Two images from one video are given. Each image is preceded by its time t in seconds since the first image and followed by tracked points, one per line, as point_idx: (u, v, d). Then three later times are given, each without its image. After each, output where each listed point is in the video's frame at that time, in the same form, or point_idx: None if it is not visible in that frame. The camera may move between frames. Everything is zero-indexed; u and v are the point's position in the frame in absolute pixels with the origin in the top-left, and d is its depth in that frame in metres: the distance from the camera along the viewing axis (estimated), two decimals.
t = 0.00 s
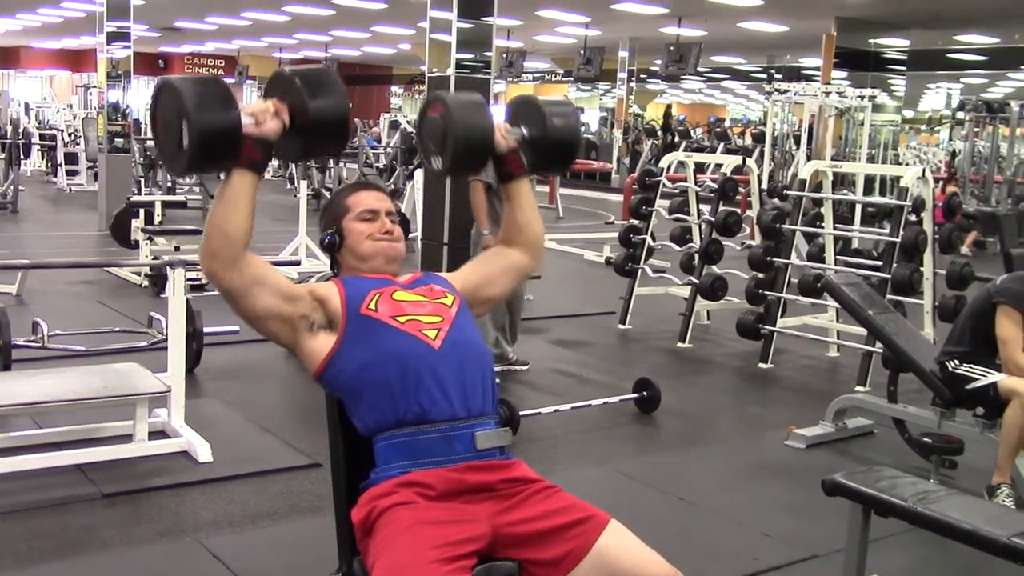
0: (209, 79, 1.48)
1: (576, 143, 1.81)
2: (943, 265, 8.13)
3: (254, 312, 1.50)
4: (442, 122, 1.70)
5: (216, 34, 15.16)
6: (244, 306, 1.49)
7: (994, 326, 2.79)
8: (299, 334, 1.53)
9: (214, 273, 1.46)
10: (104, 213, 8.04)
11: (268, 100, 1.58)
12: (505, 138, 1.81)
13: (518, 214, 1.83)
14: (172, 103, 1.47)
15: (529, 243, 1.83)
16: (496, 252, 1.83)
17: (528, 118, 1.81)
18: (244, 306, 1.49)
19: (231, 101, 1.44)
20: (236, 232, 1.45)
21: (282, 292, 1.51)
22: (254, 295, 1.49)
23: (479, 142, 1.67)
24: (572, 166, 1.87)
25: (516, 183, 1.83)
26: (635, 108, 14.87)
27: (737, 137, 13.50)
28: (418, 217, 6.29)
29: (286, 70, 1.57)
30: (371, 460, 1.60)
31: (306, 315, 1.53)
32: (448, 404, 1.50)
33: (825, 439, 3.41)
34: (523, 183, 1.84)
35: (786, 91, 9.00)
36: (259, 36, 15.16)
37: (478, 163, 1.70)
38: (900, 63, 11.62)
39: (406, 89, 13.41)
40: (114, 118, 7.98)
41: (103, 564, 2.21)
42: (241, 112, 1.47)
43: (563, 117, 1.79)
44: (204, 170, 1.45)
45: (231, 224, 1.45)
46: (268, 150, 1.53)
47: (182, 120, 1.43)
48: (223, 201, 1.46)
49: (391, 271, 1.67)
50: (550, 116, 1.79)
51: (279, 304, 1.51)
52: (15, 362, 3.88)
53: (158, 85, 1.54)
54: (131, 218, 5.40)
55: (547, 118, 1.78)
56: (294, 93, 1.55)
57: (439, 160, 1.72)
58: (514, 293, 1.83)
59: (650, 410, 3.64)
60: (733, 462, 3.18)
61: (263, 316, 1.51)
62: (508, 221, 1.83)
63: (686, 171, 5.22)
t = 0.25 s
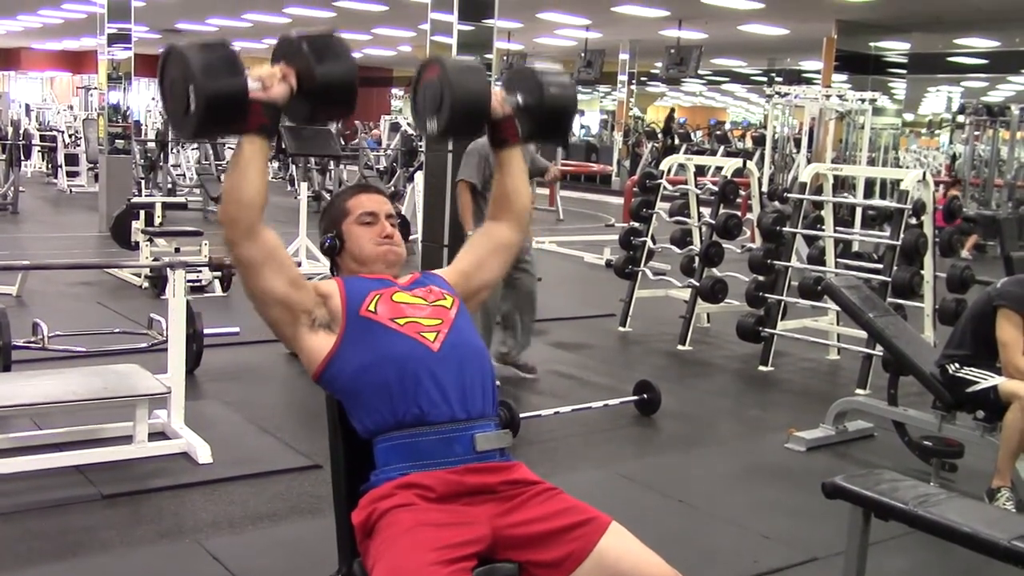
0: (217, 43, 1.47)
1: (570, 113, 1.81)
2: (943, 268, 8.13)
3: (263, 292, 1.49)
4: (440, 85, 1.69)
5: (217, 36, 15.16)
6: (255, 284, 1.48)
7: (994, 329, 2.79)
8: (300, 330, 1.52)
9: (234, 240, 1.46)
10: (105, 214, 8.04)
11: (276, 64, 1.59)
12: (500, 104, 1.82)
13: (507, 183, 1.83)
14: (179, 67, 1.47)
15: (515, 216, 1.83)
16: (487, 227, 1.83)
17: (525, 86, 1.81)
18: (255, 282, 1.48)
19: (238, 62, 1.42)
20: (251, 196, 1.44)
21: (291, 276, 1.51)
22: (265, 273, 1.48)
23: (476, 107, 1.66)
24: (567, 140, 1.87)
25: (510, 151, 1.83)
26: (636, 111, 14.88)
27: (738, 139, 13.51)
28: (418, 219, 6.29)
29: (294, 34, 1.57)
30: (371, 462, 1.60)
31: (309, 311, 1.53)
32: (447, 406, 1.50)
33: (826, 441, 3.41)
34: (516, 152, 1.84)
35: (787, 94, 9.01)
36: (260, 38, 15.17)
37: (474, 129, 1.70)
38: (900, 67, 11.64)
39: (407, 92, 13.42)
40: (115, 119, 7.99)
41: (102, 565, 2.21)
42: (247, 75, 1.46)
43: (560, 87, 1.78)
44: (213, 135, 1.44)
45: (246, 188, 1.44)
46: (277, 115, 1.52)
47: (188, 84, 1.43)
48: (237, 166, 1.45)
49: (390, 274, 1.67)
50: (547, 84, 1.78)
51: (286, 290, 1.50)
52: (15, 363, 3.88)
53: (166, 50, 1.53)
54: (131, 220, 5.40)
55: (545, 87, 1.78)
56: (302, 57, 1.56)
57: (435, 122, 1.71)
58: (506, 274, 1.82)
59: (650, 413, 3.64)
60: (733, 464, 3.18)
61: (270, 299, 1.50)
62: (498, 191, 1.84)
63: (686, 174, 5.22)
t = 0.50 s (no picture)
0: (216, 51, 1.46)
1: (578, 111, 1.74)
2: (943, 268, 8.14)
3: (263, 300, 1.49)
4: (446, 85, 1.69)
5: (217, 39, 15.17)
6: (256, 292, 1.48)
7: (995, 330, 2.78)
8: (301, 332, 1.52)
9: (238, 248, 1.45)
10: (105, 218, 8.04)
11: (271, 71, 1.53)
12: (508, 104, 1.80)
13: (513, 185, 1.83)
14: (180, 72, 1.45)
15: (519, 218, 1.84)
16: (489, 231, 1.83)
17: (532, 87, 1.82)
18: (255, 289, 1.48)
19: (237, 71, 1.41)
20: (251, 206, 1.44)
21: (293, 281, 1.51)
22: (268, 281, 1.48)
23: (483, 106, 1.66)
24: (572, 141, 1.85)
25: (515, 152, 1.83)
26: (636, 113, 14.88)
27: (737, 141, 13.52)
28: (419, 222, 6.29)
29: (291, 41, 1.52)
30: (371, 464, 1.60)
31: (311, 315, 1.52)
32: (449, 410, 1.50)
33: (827, 443, 3.41)
34: (521, 153, 1.84)
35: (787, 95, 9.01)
36: (260, 42, 15.18)
37: (481, 128, 1.69)
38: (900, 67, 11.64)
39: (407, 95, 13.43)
40: (116, 123, 8.00)
41: (103, 568, 2.21)
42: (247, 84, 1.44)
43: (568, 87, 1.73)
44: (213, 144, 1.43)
45: (245, 198, 1.43)
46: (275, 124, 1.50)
47: (189, 90, 1.42)
48: (235, 176, 1.44)
49: (391, 277, 1.67)
50: (555, 85, 1.73)
51: (288, 297, 1.50)
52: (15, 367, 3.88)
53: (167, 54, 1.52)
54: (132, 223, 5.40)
55: (550, 85, 1.72)
56: (299, 64, 1.51)
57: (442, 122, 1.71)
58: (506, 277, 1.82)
59: (651, 415, 3.64)
60: (733, 465, 3.18)
61: (271, 305, 1.50)
62: (502, 194, 1.84)
63: (686, 176, 5.22)
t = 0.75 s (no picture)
0: (201, 110, 1.44)
1: (597, 164, 1.78)
2: (944, 268, 8.14)
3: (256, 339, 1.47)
4: (465, 138, 1.68)
5: (217, 43, 15.17)
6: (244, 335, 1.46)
7: (997, 329, 2.78)
8: (303, 348, 1.51)
9: (211, 304, 1.42)
10: (106, 222, 8.04)
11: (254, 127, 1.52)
12: (525, 156, 1.78)
13: (535, 237, 1.81)
14: (165, 131, 1.43)
15: (545, 262, 1.81)
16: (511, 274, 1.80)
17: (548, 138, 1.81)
18: (245, 334, 1.45)
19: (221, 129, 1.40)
20: (231, 262, 1.41)
21: (285, 313, 1.49)
22: (255, 323, 1.46)
23: (501, 159, 1.65)
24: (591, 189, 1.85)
25: (535, 204, 1.81)
26: (636, 114, 14.88)
27: (738, 142, 13.52)
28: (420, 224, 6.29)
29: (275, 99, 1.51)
30: (374, 466, 1.60)
31: (311, 329, 1.51)
32: (453, 415, 1.49)
33: (828, 443, 3.41)
34: (541, 204, 1.82)
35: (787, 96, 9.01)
36: (260, 45, 15.18)
37: (499, 181, 1.68)
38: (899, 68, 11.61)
39: (407, 98, 13.43)
40: (116, 127, 8.01)
41: (106, 572, 2.21)
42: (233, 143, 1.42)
43: (584, 138, 1.77)
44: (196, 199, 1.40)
45: (225, 256, 1.41)
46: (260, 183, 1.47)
47: (176, 149, 1.40)
48: (218, 232, 1.42)
49: (397, 281, 1.67)
50: (571, 137, 1.76)
51: (282, 326, 1.49)
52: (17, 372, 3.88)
53: (151, 114, 1.50)
54: (133, 227, 5.40)
55: (569, 137, 1.75)
56: (282, 121, 1.50)
57: (461, 175, 1.70)
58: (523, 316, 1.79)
59: (653, 416, 3.64)
60: (735, 467, 3.17)
61: (266, 340, 1.48)
62: (526, 244, 1.81)
63: (687, 177, 5.22)
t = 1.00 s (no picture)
0: (198, 146, 1.47)
1: (602, 200, 1.81)
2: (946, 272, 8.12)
3: (257, 362, 1.49)
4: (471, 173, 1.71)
5: (219, 44, 15.17)
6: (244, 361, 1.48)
7: (998, 333, 2.77)
8: (307, 356, 1.53)
9: (207, 338, 1.43)
10: (108, 222, 8.04)
11: (253, 166, 1.58)
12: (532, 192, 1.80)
13: (541, 268, 1.77)
14: (163, 169, 1.46)
15: (550, 292, 1.77)
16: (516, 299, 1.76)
17: (554, 174, 1.83)
18: (245, 360, 1.47)
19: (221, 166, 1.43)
20: (227, 298, 1.42)
21: (284, 332, 1.50)
22: (254, 349, 1.48)
23: (506, 194, 1.68)
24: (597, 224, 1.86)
25: (540, 238, 1.78)
26: (637, 116, 14.86)
27: (740, 145, 13.51)
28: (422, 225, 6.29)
29: (272, 135, 1.56)
30: (377, 464, 1.60)
31: (313, 338, 1.52)
32: (457, 415, 1.49)
33: (829, 446, 3.40)
34: (548, 239, 1.79)
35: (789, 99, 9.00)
36: (262, 46, 15.19)
37: (504, 216, 1.70)
38: (901, 71, 11.60)
39: (409, 99, 13.44)
40: (118, 128, 8.02)
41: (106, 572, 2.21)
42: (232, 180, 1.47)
43: (591, 175, 1.79)
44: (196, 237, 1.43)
45: (221, 292, 1.42)
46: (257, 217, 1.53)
47: (175, 188, 1.43)
48: (213, 272, 1.43)
49: (401, 278, 1.67)
50: (577, 172, 1.80)
51: (283, 345, 1.50)
52: (19, 372, 3.89)
53: (146, 151, 1.52)
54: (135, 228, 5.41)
55: (575, 172, 1.78)
56: (280, 158, 1.55)
57: (467, 211, 1.72)
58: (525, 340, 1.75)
59: (654, 419, 3.63)
60: (736, 469, 3.17)
61: (267, 361, 1.50)
62: (531, 276, 1.77)
63: (689, 179, 5.22)
